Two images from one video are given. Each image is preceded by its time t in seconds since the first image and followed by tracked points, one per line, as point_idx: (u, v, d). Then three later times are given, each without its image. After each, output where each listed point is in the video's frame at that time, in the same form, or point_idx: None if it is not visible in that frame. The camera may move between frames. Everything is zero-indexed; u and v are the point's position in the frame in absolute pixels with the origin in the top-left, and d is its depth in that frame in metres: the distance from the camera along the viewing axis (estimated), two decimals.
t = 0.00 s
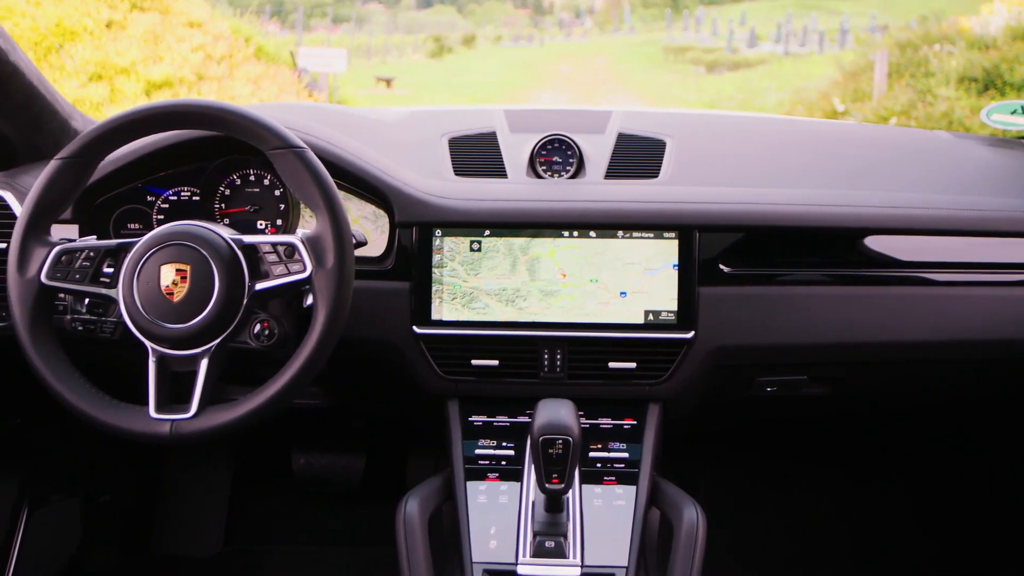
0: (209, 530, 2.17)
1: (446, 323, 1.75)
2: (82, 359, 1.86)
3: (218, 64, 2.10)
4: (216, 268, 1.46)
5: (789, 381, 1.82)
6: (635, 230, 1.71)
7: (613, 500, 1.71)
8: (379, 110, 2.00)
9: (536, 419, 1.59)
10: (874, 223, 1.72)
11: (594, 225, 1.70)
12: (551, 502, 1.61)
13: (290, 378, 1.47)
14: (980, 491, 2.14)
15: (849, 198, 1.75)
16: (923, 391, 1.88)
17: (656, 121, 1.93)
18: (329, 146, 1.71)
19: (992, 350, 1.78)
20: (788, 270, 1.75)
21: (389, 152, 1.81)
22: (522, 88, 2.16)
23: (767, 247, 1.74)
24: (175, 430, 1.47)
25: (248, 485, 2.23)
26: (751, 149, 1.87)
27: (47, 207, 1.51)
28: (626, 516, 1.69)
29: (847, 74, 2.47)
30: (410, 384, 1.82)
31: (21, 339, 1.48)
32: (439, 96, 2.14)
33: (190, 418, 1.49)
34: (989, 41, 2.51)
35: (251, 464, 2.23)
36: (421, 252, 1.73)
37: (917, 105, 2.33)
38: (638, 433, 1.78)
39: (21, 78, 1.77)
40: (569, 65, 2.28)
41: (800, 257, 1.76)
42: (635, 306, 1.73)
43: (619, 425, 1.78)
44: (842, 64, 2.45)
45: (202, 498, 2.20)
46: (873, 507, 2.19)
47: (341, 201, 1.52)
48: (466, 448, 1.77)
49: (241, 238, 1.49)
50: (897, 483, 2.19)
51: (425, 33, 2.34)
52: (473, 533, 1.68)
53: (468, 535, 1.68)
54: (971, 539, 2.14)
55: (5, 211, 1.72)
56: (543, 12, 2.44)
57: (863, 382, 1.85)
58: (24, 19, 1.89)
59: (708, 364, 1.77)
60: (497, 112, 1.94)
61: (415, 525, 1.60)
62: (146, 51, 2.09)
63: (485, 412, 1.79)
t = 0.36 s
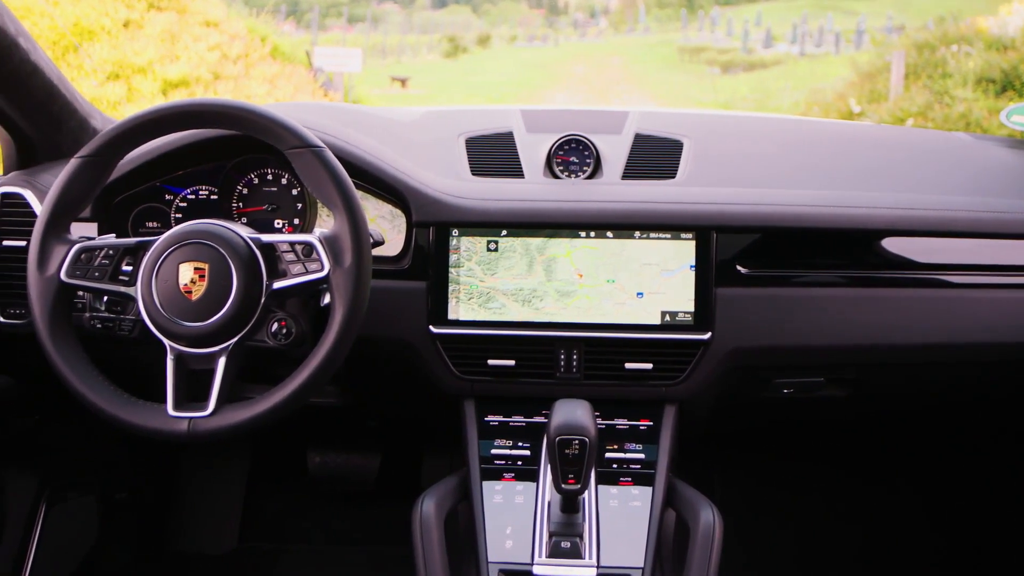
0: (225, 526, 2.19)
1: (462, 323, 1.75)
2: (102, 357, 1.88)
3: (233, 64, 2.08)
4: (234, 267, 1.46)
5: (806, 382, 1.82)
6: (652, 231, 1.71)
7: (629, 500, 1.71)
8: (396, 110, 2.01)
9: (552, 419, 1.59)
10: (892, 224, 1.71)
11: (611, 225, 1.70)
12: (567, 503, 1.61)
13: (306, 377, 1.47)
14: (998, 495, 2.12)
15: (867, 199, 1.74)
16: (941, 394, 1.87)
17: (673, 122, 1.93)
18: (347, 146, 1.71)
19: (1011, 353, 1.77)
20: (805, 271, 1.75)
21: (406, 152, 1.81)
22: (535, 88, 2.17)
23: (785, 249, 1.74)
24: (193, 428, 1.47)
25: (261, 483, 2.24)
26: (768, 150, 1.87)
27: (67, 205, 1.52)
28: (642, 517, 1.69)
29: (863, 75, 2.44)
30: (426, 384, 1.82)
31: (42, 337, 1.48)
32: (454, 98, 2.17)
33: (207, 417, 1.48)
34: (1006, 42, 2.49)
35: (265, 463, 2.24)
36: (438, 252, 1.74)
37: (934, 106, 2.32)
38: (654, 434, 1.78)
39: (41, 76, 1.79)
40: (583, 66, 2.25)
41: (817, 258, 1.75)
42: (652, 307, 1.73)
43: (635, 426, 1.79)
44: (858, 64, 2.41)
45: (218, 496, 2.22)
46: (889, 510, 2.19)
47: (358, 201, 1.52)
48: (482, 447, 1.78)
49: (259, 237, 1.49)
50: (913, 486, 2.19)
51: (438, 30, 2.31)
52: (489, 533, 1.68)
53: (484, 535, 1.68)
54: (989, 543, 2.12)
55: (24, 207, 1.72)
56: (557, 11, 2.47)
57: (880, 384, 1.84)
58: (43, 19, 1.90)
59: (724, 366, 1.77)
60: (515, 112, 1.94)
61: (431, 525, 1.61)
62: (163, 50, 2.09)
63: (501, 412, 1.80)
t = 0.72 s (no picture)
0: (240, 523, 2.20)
1: (478, 323, 1.75)
2: (120, 355, 1.89)
3: (249, 64, 2.10)
4: (251, 266, 1.46)
5: (823, 384, 1.81)
6: (669, 231, 1.70)
7: (645, 501, 1.71)
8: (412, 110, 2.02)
9: (568, 419, 1.59)
10: (909, 226, 1.71)
11: (628, 226, 1.70)
12: (581, 503, 1.60)
13: (323, 376, 1.47)
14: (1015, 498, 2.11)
15: (885, 201, 1.73)
16: (958, 396, 1.86)
17: (689, 122, 1.92)
18: (365, 145, 1.72)
19: None
20: (822, 273, 1.74)
21: (423, 152, 1.82)
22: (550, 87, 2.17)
23: (802, 250, 1.73)
24: (209, 425, 1.46)
25: (278, 480, 2.26)
26: (785, 151, 1.86)
27: (87, 204, 1.52)
28: (658, 519, 1.69)
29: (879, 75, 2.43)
30: (442, 384, 1.82)
31: (59, 334, 1.48)
32: (468, 98, 2.14)
33: (224, 414, 1.48)
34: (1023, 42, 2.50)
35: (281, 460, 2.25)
36: (454, 252, 1.74)
37: (951, 107, 2.32)
38: (669, 435, 1.78)
39: (61, 76, 1.79)
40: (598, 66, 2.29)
41: (834, 259, 1.74)
42: (668, 308, 1.72)
43: (650, 426, 1.78)
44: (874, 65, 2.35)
45: (233, 494, 2.23)
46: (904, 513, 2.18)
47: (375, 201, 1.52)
48: (497, 447, 1.78)
49: (277, 235, 1.48)
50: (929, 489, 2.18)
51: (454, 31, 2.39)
52: (504, 533, 1.69)
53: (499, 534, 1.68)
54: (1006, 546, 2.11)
55: (44, 206, 1.73)
56: (571, 10, 2.51)
57: (897, 387, 1.84)
58: (62, 18, 1.88)
59: (740, 367, 1.76)
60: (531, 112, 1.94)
61: (446, 524, 1.61)
62: (179, 49, 2.10)
63: (517, 412, 1.80)
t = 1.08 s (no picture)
0: (254, 522, 2.21)
1: (492, 323, 1.75)
2: (136, 353, 1.90)
3: (263, 63, 2.10)
4: (266, 265, 1.45)
5: (837, 386, 1.81)
6: (683, 232, 1.70)
7: (658, 502, 1.72)
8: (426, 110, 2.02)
9: (582, 419, 1.59)
10: (925, 227, 1.70)
11: (641, 226, 1.70)
12: (596, 503, 1.61)
13: (336, 375, 1.46)
14: None
15: (900, 202, 1.72)
16: (974, 398, 1.86)
17: (703, 122, 1.92)
18: (379, 144, 1.72)
19: None
20: (836, 274, 1.74)
21: (437, 151, 1.82)
22: (562, 87, 2.17)
23: (816, 251, 1.73)
24: (224, 424, 1.46)
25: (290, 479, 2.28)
26: (799, 151, 1.86)
27: (103, 201, 1.52)
28: (671, 519, 1.69)
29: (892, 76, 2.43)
30: (456, 383, 1.82)
31: (75, 330, 1.48)
32: (480, 98, 2.11)
33: (239, 412, 1.47)
34: None
35: (294, 459, 2.28)
36: (468, 251, 1.74)
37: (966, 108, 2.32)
38: (683, 435, 1.78)
39: (77, 76, 1.80)
40: (611, 66, 2.32)
41: (849, 261, 1.73)
42: (682, 308, 1.72)
43: (664, 427, 1.79)
44: (886, 67, 2.33)
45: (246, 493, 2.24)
46: (919, 515, 2.17)
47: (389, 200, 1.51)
48: (511, 447, 1.78)
49: (291, 234, 1.48)
50: (943, 491, 2.17)
51: (466, 32, 2.39)
52: (517, 533, 1.69)
53: (512, 534, 1.69)
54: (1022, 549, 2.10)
55: (59, 205, 1.74)
56: (584, 13, 2.52)
57: (911, 389, 1.83)
58: (75, 18, 1.87)
59: (754, 368, 1.76)
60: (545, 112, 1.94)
61: (460, 523, 1.61)
62: (192, 49, 2.12)
63: (530, 412, 1.80)
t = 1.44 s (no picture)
0: (266, 521, 2.22)
1: (504, 323, 1.75)
2: (150, 352, 1.91)
3: (275, 63, 2.11)
4: (280, 264, 1.45)
5: (850, 388, 1.81)
6: (697, 233, 1.70)
7: (670, 503, 1.71)
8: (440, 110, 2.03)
9: (594, 419, 1.58)
10: (939, 228, 1.69)
11: (655, 227, 1.69)
12: (609, 504, 1.60)
13: (349, 374, 1.46)
14: None
15: (913, 203, 1.71)
16: (988, 400, 1.85)
17: (715, 123, 1.92)
18: (392, 144, 1.72)
19: None
20: (850, 275, 1.73)
21: (450, 151, 1.82)
22: (572, 87, 2.17)
23: (830, 253, 1.72)
24: (238, 422, 1.47)
25: (302, 478, 2.29)
26: (812, 152, 1.85)
27: (118, 199, 1.52)
28: (684, 520, 1.69)
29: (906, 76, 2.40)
30: (469, 383, 1.83)
31: (89, 327, 1.48)
32: (492, 97, 2.12)
33: (252, 411, 1.47)
34: None
35: (304, 459, 2.28)
36: (481, 251, 1.74)
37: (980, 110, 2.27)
38: (695, 436, 1.78)
39: (93, 75, 1.81)
40: (622, 66, 2.29)
41: (862, 262, 1.73)
42: (695, 309, 1.72)
43: (676, 428, 1.78)
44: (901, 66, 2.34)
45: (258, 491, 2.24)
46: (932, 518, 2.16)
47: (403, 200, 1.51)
48: (523, 447, 1.79)
49: (305, 234, 1.49)
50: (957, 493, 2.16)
51: (475, 33, 2.32)
52: (530, 533, 1.69)
53: (525, 534, 1.69)
54: None
55: (75, 203, 1.75)
56: (597, 11, 2.52)
57: (925, 390, 1.82)
58: (89, 18, 1.87)
59: (767, 369, 1.76)
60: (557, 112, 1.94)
61: (472, 522, 1.61)
62: (205, 49, 2.13)
63: (542, 413, 1.80)
